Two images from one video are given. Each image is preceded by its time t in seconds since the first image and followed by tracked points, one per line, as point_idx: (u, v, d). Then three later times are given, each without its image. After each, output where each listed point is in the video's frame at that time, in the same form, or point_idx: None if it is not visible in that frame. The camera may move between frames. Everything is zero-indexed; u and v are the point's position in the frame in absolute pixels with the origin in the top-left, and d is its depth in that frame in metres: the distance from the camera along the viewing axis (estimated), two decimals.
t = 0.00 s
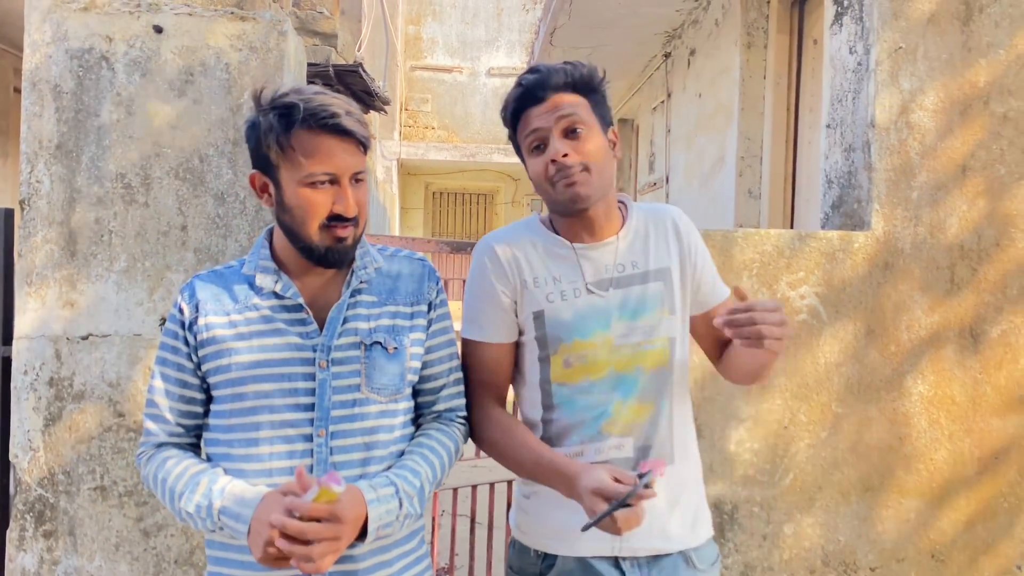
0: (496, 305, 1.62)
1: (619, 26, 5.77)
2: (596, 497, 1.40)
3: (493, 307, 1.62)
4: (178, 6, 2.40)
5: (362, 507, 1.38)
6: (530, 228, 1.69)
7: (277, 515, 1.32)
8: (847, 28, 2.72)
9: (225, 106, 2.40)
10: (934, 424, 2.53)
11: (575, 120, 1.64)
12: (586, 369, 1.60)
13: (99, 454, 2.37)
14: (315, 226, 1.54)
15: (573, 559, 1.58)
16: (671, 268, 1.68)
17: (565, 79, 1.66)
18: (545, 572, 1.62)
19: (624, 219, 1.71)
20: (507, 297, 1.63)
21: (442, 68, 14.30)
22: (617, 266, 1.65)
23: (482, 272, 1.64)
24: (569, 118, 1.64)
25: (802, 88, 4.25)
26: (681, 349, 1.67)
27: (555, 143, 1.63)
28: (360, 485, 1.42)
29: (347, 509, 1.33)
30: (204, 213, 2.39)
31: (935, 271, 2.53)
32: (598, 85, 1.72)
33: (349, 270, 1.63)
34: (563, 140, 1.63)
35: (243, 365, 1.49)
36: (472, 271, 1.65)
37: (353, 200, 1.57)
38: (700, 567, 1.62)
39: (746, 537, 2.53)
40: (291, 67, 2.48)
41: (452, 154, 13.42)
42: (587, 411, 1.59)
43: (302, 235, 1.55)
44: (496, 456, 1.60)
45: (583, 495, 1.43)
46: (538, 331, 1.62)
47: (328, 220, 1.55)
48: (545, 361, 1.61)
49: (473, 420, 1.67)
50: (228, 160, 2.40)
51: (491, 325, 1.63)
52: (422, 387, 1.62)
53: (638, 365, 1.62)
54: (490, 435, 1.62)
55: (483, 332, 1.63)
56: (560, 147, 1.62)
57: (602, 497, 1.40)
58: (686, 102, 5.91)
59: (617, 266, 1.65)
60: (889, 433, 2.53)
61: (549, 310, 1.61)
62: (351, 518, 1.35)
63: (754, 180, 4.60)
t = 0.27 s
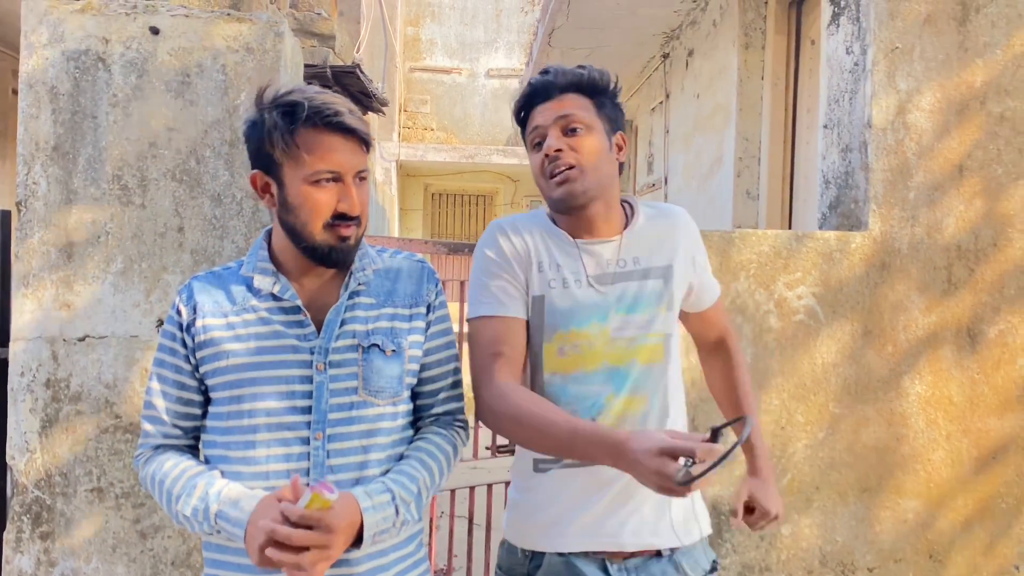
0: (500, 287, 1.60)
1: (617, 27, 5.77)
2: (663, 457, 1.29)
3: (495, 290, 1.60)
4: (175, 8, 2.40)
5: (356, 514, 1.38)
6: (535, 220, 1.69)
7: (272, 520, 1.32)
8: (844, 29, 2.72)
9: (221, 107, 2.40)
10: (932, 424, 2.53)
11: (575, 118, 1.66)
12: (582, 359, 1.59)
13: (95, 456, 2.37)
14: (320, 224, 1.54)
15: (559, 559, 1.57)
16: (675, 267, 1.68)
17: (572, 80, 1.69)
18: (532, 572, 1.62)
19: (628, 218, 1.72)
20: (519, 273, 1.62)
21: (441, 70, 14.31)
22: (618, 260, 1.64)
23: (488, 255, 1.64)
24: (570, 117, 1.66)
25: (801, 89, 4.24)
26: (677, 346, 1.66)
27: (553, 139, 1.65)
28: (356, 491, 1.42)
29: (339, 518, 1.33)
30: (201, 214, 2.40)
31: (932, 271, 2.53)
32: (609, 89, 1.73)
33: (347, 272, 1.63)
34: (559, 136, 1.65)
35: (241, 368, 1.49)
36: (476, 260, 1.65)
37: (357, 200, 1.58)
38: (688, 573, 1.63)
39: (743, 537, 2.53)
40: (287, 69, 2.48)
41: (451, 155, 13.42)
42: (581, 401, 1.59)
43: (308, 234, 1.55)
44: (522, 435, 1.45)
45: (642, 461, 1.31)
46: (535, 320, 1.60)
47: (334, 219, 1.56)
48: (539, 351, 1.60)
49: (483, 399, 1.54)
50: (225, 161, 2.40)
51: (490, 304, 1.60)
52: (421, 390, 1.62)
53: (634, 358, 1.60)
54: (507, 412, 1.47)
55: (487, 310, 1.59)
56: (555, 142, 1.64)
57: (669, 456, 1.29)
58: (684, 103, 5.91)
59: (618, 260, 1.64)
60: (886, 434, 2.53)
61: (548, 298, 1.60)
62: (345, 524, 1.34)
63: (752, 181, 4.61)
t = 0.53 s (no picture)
0: (500, 288, 1.57)
1: (614, 26, 5.77)
2: (660, 459, 1.29)
3: (496, 289, 1.57)
4: (168, 7, 2.39)
5: (346, 512, 1.38)
6: (530, 218, 1.66)
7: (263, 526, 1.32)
8: (840, 26, 2.72)
9: (215, 106, 2.40)
10: (929, 422, 2.52)
11: (604, 114, 1.66)
12: (585, 359, 1.58)
13: (89, 456, 2.37)
14: (348, 206, 1.58)
15: (570, 562, 1.54)
16: (671, 263, 1.68)
17: (602, 76, 1.69)
18: None
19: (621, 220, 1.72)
20: (513, 275, 1.59)
21: (440, 69, 14.30)
22: (617, 258, 1.64)
23: (482, 255, 1.60)
24: (600, 110, 1.65)
25: (797, 87, 4.25)
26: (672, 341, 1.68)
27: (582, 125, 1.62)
28: (345, 490, 1.41)
29: (329, 518, 1.33)
30: (195, 214, 2.39)
31: (928, 268, 2.52)
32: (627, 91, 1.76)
33: (337, 268, 1.64)
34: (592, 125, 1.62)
35: (231, 368, 1.48)
36: (473, 258, 1.61)
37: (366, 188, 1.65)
38: (691, 566, 1.65)
39: (739, 537, 2.53)
40: (281, 68, 2.47)
41: (450, 155, 13.41)
42: (584, 401, 1.57)
43: (333, 221, 1.58)
44: (518, 437, 1.44)
45: (637, 464, 1.31)
46: (537, 319, 1.58)
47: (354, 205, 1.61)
48: (542, 351, 1.58)
49: (477, 403, 1.53)
50: (218, 161, 2.40)
51: (489, 303, 1.56)
52: (414, 386, 1.63)
53: (634, 356, 1.60)
54: (504, 410, 1.47)
55: (478, 313, 1.56)
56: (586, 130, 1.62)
57: (666, 458, 1.29)
58: (682, 102, 5.90)
59: (617, 258, 1.64)
60: (883, 432, 2.52)
61: (550, 297, 1.59)
62: (336, 526, 1.35)
63: (749, 179, 4.60)
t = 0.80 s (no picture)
0: (494, 292, 1.56)
1: (612, 23, 5.76)
2: (627, 486, 1.31)
3: (495, 292, 1.56)
4: (163, 5, 2.39)
5: (343, 507, 1.38)
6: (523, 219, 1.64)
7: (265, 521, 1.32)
8: (837, 22, 2.71)
9: (211, 105, 2.39)
10: (927, 420, 2.51)
11: (564, 113, 1.63)
12: (585, 356, 1.55)
13: (86, 456, 2.36)
14: (325, 200, 1.56)
15: (582, 561, 1.51)
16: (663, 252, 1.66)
17: (546, 78, 1.67)
18: None
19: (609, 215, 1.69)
20: (507, 279, 1.57)
21: (439, 67, 14.29)
22: (612, 252, 1.62)
23: (477, 260, 1.58)
24: (559, 113, 1.63)
25: (796, 84, 4.26)
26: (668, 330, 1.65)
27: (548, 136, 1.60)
28: (340, 485, 1.41)
29: (328, 514, 1.33)
30: (191, 212, 2.39)
31: (926, 265, 2.51)
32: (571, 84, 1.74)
33: (319, 265, 1.63)
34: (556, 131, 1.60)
35: (217, 368, 1.48)
36: (468, 261, 1.59)
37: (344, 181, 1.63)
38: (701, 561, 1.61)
39: (737, 534, 2.52)
40: (276, 66, 2.47)
41: (450, 153, 13.40)
42: (585, 399, 1.54)
43: (310, 216, 1.56)
44: (504, 447, 1.46)
45: (607, 486, 1.34)
46: (535, 319, 1.56)
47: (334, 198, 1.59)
48: (542, 351, 1.56)
49: (469, 414, 1.55)
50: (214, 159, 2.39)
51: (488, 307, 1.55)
52: (403, 378, 1.64)
53: (634, 351, 1.58)
54: (493, 422, 1.49)
55: (472, 318, 1.55)
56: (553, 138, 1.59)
57: (634, 486, 1.31)
58: (680, 99, 5.89)
59: (612, 252, 1.62)
60: (881, 430, 2.51)
61: (547, 297, 1.56)
62: (336, 520, 1.35)
63: (748, 176, 4.59)
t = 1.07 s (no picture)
0: (485, 306, 1.57)
1: (612, 22, 5.76)
2: (615, 491, 1.33)
3: (489, 307, 1.57)
4: (163, 6, 2.39)
5: (343, 508, 1.38)
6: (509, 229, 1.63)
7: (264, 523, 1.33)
8: (837, 21, 2.71)
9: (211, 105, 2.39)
10: (927, 417, 2.52)
11: (533, 120, 1.60)
12: (577, 364, 1.55)
13: (88, 456, 2.37)
14: (316, 203, 1.57)
15: (577, 558, 1.51)
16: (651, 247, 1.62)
17: (516, 81, 1.63)
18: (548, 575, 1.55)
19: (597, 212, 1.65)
20: (497, 291, 1.58)
21: (439, 66, 14.29)
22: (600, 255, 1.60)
23: (467, 274, 1.60)
24: (530, 122, 1.60)
25: (796, 82, 4.27)
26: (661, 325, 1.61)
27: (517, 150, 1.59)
28: (340, 485, 1.42)
29: (329, 517, 1.34)
30: (191, 213, 2.39)
31: (926, 263, 2.52)
32: (549, 80, 1.68)
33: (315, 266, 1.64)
34: (523, 145, 1.59)
35: (215, 369, 1.48)
36: (461, 273, 1.61)
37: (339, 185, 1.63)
38: (700, 560, 1.59)
39: (737, 533, 2.53)
40: (276, 66, 2.47)
41: (449, 152, 13.40)
42: (580, 406, 1.54)
43: (302, 218, 1.56)
44: (499, 455, 1.48)
45: (597, 491, 1.35)
46: (527, 330, 1.56)
47: (326, 203, 1.59)
48: (536, 360, 1.57)
49: (466, 422, 1.56)
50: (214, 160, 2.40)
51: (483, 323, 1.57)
52: (400, 377, 1.64)
53: (627, 353, 1.56)
54: (488, 434, 1.50)
55: (467, 332, 1.57)
56: (520, 152, 1.58)
57: (621, 490, 1.33)
58: (680, 97, 5.89)
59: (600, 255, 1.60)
60: (881, 428, 2.52)
61: (537, 309, 1.56)
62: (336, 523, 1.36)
63: (747, 175, 4.58)
